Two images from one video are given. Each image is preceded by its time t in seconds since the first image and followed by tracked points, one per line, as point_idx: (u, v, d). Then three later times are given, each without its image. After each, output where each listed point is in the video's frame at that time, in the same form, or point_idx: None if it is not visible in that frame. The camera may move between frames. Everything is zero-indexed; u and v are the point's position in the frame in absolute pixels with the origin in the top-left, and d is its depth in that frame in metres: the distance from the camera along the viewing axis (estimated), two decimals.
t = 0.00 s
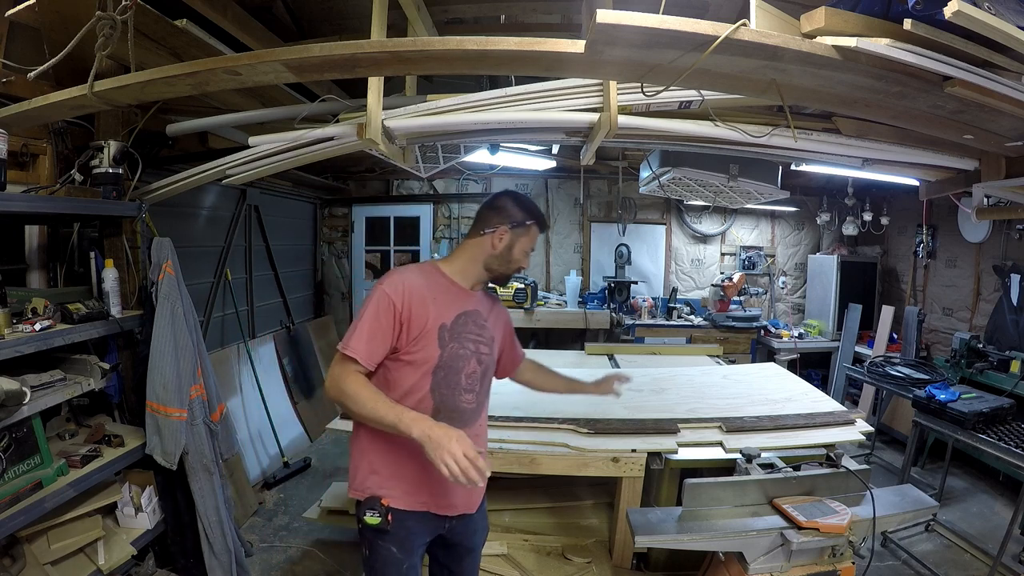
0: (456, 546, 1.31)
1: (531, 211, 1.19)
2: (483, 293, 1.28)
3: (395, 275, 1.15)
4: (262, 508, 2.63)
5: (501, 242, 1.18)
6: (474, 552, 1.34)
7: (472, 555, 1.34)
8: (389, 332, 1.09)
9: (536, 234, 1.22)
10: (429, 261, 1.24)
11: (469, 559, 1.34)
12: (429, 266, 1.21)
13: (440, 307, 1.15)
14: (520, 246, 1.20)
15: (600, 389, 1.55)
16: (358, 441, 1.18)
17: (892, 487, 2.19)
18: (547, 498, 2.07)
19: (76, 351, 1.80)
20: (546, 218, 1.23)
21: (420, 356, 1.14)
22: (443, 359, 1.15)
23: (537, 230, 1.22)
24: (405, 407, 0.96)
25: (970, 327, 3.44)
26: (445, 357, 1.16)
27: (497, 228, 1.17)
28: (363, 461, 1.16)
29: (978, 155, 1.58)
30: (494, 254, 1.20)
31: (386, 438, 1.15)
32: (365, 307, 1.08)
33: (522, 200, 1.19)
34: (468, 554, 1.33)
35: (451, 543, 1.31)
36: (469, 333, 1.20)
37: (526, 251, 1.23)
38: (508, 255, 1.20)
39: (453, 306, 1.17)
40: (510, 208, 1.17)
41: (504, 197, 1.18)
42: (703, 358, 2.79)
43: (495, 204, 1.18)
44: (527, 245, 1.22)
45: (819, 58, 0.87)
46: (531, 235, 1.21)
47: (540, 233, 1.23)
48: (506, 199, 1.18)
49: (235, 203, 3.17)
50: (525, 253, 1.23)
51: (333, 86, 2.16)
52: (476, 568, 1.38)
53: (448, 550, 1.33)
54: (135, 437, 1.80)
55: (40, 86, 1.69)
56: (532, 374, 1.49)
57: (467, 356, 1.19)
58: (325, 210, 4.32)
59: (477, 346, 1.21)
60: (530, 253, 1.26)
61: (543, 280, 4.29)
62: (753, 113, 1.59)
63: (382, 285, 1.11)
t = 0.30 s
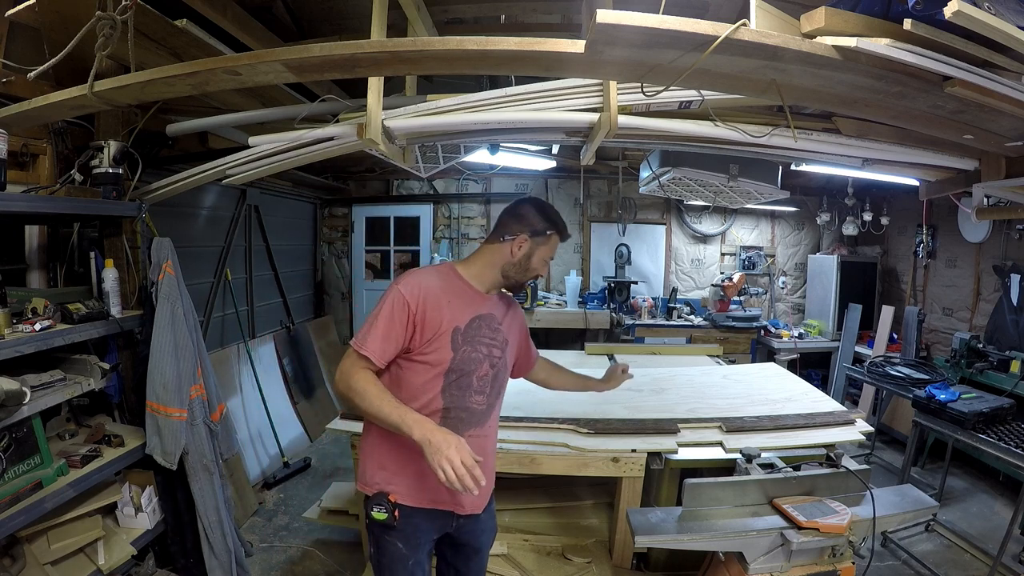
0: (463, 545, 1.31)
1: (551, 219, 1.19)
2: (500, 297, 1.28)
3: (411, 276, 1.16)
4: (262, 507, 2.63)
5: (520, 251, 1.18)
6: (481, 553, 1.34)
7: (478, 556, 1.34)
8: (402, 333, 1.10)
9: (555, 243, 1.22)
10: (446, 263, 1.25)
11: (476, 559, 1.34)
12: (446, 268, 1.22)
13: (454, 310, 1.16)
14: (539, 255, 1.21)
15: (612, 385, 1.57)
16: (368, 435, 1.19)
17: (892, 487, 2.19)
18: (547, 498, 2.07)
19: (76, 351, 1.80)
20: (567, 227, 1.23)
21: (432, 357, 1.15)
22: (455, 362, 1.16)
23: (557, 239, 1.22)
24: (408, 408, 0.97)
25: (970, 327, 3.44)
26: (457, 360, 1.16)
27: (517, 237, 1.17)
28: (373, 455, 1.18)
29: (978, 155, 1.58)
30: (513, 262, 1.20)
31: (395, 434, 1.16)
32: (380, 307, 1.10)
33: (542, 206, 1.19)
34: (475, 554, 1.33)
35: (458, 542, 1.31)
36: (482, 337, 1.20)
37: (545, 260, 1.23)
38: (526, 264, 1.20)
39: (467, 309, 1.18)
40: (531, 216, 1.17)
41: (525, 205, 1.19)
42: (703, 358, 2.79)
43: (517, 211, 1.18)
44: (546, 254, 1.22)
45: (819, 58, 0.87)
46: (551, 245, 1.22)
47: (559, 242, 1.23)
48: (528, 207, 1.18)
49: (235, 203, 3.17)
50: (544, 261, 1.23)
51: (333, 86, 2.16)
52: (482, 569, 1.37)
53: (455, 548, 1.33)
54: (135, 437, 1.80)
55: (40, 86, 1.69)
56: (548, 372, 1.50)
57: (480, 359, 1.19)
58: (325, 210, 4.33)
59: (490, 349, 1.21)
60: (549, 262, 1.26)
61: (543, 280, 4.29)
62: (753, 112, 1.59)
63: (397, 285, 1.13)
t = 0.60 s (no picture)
0: (469, 544, 1.31)
1: (557, 219, 1.19)
2: (506, 298, 1.28)
3: (418, 276, 1.17)
4: (262, 508, 2.63)
5: (526, 251, 1.18)
6: (486, 552, 1.34)
7: (484, 554, 1.34)
8: (408, 333, 1.11)
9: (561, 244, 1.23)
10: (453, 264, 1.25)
11: (482, 556, 1.34)
12: (453, 268, 1.22)
13: (460, 311, 1.16)
14: (545, 255, 1.21)
15: (607, 407, 1.56)
16: (376, 434, 1.20)
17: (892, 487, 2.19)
18: (547, 498, 2.07)
19: (76, 351, 1.80)
20: (573, 228, 1.23)
21: (438, 357, 1.15)
22: (461, 362, 1.16)
23: (562, 239, 1.22)
24: (411, 407, 0.98)
25: (970, 327, 3.44)
26: (463, 361, 1.16)
27: (523, 237, 1.17)
28: (380, 454, 1.18)
29: (978, 155, 1.58)
30: (519, 263, 1.20)
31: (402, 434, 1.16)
32: (387, 307, 1.10)
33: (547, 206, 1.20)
34: (481, 553, 1.33)
35: (464, 541, 1.31)
36: (488, 337, 1.20)
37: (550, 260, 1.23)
38: (532, 265, 1.20)
39: (473, 310, 1.18)
40: (537, 216, 1.17)
41: (532, 205, 1.18)
42: (703, 358, 2.79)
43: (522, 212, 1.18)
44: (552, 254, 1.23)
45: (819, 58, 0.87)
46: (558, 245, 1.22)
47: (565, 242, 1.23)
48: (534, 206, 1.18)
49: (235, 203, 3.17)
50: (549, 261, 1.23)
51: (333, 86, 2.16)
52: (487, 568, 1.37)
53: (461, 547, 1.33)
54: (135, 437, 1.80)
55: (40, 86, 1.69)
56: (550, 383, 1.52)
57: (486, 360, 1.19)
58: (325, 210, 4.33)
59: (495, 350, 1.21)
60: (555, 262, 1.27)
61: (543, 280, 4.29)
62: (753, 112, 1.59)
63: (404, 285, 1.14)
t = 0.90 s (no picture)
0: (473, 539, 1.32)
1: (559, 217, 1.20)
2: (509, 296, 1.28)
3: (423, 276, 1.17)
4: (262, 507, 2.63)
5: (529, 249, 1.18)
6: (491, 546, 1.34)
7: (488, 550, 1.34)
8: (414, 332, 1.11)
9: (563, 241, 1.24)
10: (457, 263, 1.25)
11: (487, 551, 1.34)
12: (457, 268, 1.22)
13: (466, 310, 1.16)
14: (547, 252, 1.21)
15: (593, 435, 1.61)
16: (382, 435, 1.19)
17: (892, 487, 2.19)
18: (547, 498, 2.06)
19: (76, 351, 1.80)
20: (573, 225, 1.23)
21: (444, 357, 1.15)
22: (467, 362, 1.16)
23: (562, 235, 1.22)
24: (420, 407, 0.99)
25: (970, 327, 3.44)
26: (469, 360, 1.16)
27: (525, 235, 1.18)
28: (388, 455, 1.18)
29: (978, 155, 1.58)
30: (521, 261, 1.20)
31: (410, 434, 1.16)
32: (392, 306, 1.10)
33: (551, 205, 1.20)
34: (485, 548, 1.33)
35: (468, 536, 1.31)
36: (493, 336, 1.20)
37: (552, 257, 1.24)
38: (534, 262, 1.21)
39: (477, 309, 1.18)
40: (538, 214, 1.18)
41: (531, 203, 1.19)
42: (703, 358, 2.79)
43: (523, 210, 1.19)
44: (553, 251, 1.23)
45: (819, 59, 0.87)
46: (559, 241, 1.22)
47: (566, 239, 1.24)
48: (533, 204, 1.19)
49: (235, 203, 3.17)
50: (552, 258, 1.24)
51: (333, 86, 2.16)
52: (490, 563, 1.37)
53: (464, 543, 1.34)
54: (134, 437, 1.80)
55: (40, 86, 1.69)
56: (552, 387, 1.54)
57: (491, 359, 1.19)
58: (325, 210, 4.33)
59: (500, 349, 1.21)
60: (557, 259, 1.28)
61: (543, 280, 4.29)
62: (753, 112, 1.59)
63: (409, 285, 1.14)
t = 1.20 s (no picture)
0: (478, 536, 1.32)
1: (548, 208, 1.20)
2: (504, 292, 1.28)
3: (417, 278, 1.16)
4: (262, 507, 2.63)
5: (517, 240, 1.18)
6: (496, 540, 1.35)
7: (493, 546, 1.35)
8: (413, 335, 1.11)
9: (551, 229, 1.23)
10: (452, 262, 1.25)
11: (492, 548, 1.35)
12: (452, 267, 1.22)
13: (462, 309, 1.16)
14: (537, 241, 1.21)
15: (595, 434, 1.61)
16: (388, 442, 1.19)
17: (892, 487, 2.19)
18: (547, 497, 2.06)
19: (75, 352, 1.80)
20: (559, 211, 1.23)
21: (443, 357, 1.15)
22: (467, 361, 1.16)
23: (551, 223, 1.22)
24: (428, 407, 1.01)
25: (970, 327, 3.44)
26: (469, 359, 1.16)
27: (511, 227, 1.18)
28: (395, 461, 1.17)
29: (979, 155, 1.58)
30: (511, 253, 1.20)
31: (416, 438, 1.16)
32: (389, 310, 1.10)
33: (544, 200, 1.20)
34: (490, 543, 1.34)
35: (474, 533, 1.32)
36: (491, 333, 1.20)
37: (542, 246, 1.23)
38: (524, 253, 1.20)
39: (474, 307, 1.18)
40: (523, 205, 1.17)
41: (516, 195, 1.19)
42: (703, 358, 2.79)
43: (508, 202, 1.18)
44: (544, 240, 1.23)
45: (819, 58, 0.87)
46: (549, 228, 1.22)
47: (554, 226, 1.23)
48: (515, 196, 1.19)
49: (235, 203, 3.17)
50: (544, 248, 1.24)
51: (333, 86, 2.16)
52: (495, 558, 1.38)
53: (469, 540, 1.34)
54: (135, 437, 1.80)
55: (40, 86, 1.69)
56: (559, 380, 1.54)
57: (491, 356, 1.19)
58: (325, 210, 4.33)
59: (500, 345, 1.21)
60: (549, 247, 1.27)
61: (543, 279, 4.29)
62: (753, 112, 1.58)
63: (403, 288, 1.13)
